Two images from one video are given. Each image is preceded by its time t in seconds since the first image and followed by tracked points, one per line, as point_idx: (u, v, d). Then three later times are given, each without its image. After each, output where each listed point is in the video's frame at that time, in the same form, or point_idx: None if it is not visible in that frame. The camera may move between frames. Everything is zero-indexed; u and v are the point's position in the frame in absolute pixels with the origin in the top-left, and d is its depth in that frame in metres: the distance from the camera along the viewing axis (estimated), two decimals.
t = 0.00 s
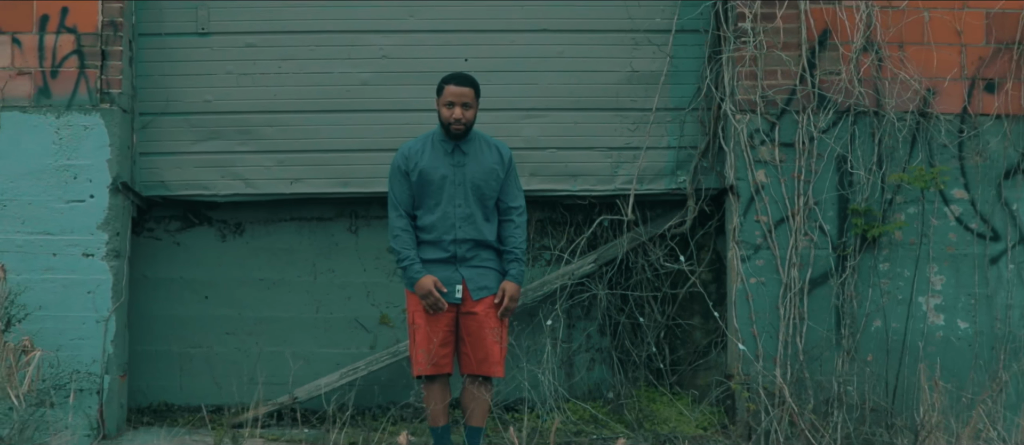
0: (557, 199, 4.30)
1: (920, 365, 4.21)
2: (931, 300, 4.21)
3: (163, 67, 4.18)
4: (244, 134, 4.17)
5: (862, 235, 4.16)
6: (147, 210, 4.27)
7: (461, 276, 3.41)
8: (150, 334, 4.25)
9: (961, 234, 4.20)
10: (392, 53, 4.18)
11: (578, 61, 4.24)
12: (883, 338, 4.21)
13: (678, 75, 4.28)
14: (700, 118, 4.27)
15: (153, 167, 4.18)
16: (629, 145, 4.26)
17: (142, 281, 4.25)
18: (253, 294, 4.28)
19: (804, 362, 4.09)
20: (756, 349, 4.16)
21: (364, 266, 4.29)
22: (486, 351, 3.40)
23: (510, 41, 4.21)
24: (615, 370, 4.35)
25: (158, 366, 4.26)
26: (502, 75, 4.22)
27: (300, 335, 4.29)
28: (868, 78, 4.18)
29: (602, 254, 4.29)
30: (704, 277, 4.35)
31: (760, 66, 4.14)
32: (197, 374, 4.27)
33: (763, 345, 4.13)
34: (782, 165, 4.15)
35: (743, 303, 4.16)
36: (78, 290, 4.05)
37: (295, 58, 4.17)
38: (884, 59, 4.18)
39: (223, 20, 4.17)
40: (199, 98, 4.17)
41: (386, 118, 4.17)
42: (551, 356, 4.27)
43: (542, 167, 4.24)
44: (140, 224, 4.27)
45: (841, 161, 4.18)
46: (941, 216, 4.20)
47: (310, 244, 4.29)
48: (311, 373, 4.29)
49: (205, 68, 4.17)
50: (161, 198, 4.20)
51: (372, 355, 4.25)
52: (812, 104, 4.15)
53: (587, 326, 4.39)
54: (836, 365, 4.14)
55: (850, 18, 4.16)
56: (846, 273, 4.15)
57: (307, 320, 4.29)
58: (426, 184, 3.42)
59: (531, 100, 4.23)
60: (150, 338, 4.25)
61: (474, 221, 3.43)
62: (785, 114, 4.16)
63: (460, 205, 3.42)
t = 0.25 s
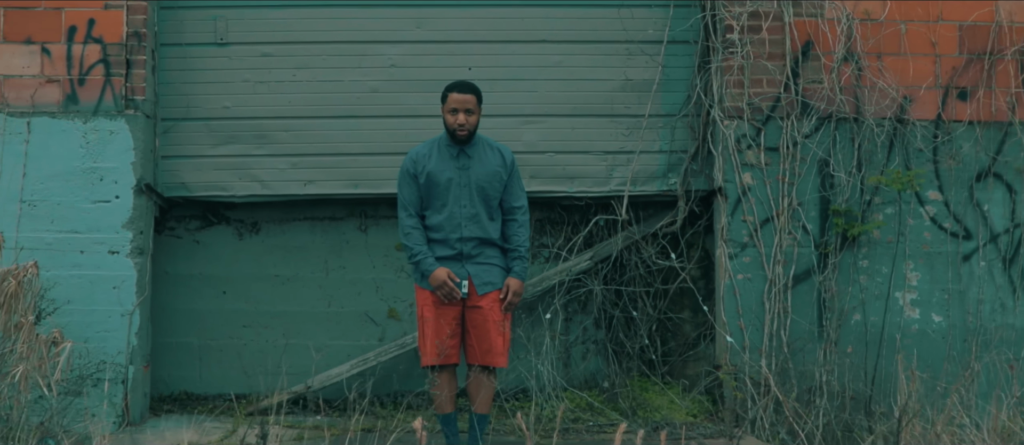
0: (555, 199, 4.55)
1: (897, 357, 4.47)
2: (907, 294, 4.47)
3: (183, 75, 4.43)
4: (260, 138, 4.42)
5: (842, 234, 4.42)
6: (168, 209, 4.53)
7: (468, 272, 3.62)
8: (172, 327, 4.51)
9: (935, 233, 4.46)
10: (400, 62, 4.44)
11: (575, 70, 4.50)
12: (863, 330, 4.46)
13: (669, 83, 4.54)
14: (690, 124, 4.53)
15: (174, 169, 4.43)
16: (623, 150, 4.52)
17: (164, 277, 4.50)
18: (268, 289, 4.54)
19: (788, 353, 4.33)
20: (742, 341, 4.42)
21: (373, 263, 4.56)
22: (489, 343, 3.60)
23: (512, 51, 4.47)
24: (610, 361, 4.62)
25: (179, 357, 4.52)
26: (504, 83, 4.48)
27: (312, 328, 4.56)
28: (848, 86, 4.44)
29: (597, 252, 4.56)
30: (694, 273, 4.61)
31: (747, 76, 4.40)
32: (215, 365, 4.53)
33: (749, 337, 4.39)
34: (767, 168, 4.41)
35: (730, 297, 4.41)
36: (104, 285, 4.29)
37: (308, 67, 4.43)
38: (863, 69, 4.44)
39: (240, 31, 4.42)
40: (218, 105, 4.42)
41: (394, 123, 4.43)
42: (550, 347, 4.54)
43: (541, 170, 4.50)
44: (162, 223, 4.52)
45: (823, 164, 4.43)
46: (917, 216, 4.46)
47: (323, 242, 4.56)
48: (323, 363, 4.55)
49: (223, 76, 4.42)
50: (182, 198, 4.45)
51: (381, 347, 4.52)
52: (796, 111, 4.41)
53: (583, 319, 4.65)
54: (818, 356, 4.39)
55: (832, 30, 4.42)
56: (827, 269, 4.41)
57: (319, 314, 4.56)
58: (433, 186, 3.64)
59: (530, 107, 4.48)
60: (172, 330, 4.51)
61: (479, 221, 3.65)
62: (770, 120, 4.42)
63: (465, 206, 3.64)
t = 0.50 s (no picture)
0: (553, 199, 4.81)
1: (875, 348, 4.73)
2: (885, 289, 4.73)
3: (202, 81, 4.68)
4: (275, 141, 4.69)
5: (824, 232, 4.67)
6: (186, 208, 4.78)
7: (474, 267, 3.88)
8: (190, 319, 4.77)
9: (911, 231, 4.72)
10: (407, 69, 4.72)
11: (572, 77, 4.76)
12: (843, 324, 4.72)
13: (661, 89, 4.81)
14: (680, 128, 4.80)
15: (193, 170, 4.68)
16: (617, 152, 4.78)
17: (183, 271, 4.76)
18: (282, 283, 4.80)
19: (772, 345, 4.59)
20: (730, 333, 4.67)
21: (381, 259, 4.83)
22: (494, 335, 3.87)
23: (512, 59, 4.74)
24: (604, 352, 4.89)
25: (196, 348, 4.77)
26: (505, 89, 4.74)
27: (323, 320, 4.82)
28: (830, 93, 4.70)
29: (592, 248, 4.82)
30: (683, 269, 4.89)
31: (734, 82, 4.66)
32: (231, 355, 4.79)
33: (737, 329, 4.64)
34: (754, 170, 4.67)
35: (718, 292, 4.67)
36: (127, 279, 4.54)
37: (321, 73, 4.70)
38: (844, 76, 4.70)
39: (256, 40, 4.69)
40: (234, 109, 4.69)
41: (401, 127, 4.72)
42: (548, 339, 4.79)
43: (539, 171, 4.76)
44: (180, 221, 4.77)
45: (806, 167, 4.69)
46: (894, 216, 4.72)
47: (333, 239, 4.83)
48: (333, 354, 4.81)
49: (240, 82, 4.69)
50: (200, 197, 4.71)
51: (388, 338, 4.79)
52: (781, 116, 4.67)
53: (579, 312, 4.91)
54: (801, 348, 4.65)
55: (814, 39, 4.69)
56: (810, 266, 4.67)
57: (330, 306, 4.82)
58: (440, 186, 3.90)
59: (530, 111, 4.75)
60: (190, 322, 4.77)
61: (484, 219, 3.90)
62: (756, 125, 4.68)
63: (471, 205, 3.90)
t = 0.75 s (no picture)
0: (550, 197, 5.08)
1: (854, 339, 5.01)
2: (863, 283, 5.01)
3: (218, 86, 4.96)
4: (288, 142, 4.97)
5: (805, 229, 4.95)
6: (202, 205, 5.04)
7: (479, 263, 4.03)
8: (206, 311, 5.03)
9: (888, 228, 5.00)
10: (412, 74, 5.01)
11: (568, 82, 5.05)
12: (824, 315, 4.99)
13: (652, 94, 5.09)
14: (670, 131, 5.08)
15: (210, 170, 4.95)
16: (610, 154, 5.07)
17: (199, 266, 5.02)
18: (293, 277, 5.07)
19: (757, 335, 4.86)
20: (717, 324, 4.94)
21: (387, 254, 5.12)
22: (498, 326, 4.02)
23: (511, 65, 5.02)
24: (598, 342, 5.19)
25: (212, 338, 5.04)
26: (504, 94, 5.03)
27: (332, 312, 5.09)
28: (812, 98, 4.97)
29: (587, 244, 5.10)
30: (672, 263, 5.18)
31: (722, 88, 4.94)
32: (245, 345, 5.05)
33: (723, 321, 4.91)
34: (739, 170, 4.95)
35: (706, 286, 4.93)
36: (147, 273, 4.80)
37: (331, 79, 4.99)
38: (825, 82, 4.97)
39: (269, 46, 4.96)
40: (249, 112, 4.96)
41: (407, 129, 5.01)
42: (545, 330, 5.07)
43: (537, 171, 5.03)
44: (197, 218, 5.03)
45: (789, 167, 4.97)
46: (872, 214, 5.00)
47: (342, 235, 5.10)
48: (342, 344, 5.08)
49: (254, 87, 4.96)
50: (216, 195, 4.97)
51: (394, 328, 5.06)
52: (765, 120, 4.94)
53: (575, 305, 5.20)
54: (784, 339, 4.92)
55: (798, 47, 4.96)
56: (792, 261, 4.95)
57: (338, 299, 5.09)
58: (447, 186, 4.06)
59: (528, 115, 5.03)
60: (206, 314, 5.03)
61: (489, 217, 4.06)
62: (742, 128, 4.95)
63: (477, 203, 4.06)
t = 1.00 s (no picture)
0: (548, 196, 5.38)
1: (834, 330, 5.31)
2: (842, 277, 5.31)
3: (234, 90, 5.23)
4: (300, 143, 5.25)
5: (789, 227, 5.25)
6: (218, 203, 5.32)
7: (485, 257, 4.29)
8: (221, 303, 5.30)
9: (866, 226, 5.31)
10: (418, 80, 5.31)
11: (565, 88, 5.36)
12: (807, 308, 5.29)
13: (643, 99, 5.41)
14: (660, 134, 5.40)
15: (226, 169, 5.23)
16: (605, 155, 5.37)
17: (215, 260, 5.30)
18: (304, 271, 5.35)
19: (743, 326, 5.15)
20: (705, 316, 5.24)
21: (393, 249, 5.40)
22: (504, 317, 4.29)
23: (511, 71, 5.33)
24: (592, 333, 5.49)
25: (227, 329, 5.32)
26: (505, 98, 5.33)
27: (341, 304, 5.37)
28: (796, 103, 5.27)
29: (582, 241, 5.41)
30: (663, 258, 5.49)
31: (710, 93, 5.24)
32: (259, 335, 5.33)
33: (711, 312, 5.21)
34: (727, 171, 5.24)
35: (695, 280, 5.23)
36: (167, 267, 5.08)
37: (341, 83, 5.28)
38: (807, 88, 5.28)
39: (283, 53, 5.24)
40: (263, 115, 5.24)
41: (413, 132, 5.30)
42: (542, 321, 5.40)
43: (536, 171, 5.33)
44: (213, 215, 5.31)
45: (774, 168, 5.27)
46: (852, 212, 5.30)
47: (351, 232, 5.39)
48: (351, 334, 5.37)
49: (268, 91, 5.24)
50: (232, 194, 5.25)
51: (400, 320, 5.35)
52: (751, 124, 5.24)
53: (570, 297, 5.50)
54: (769, 330, 5.21)
55: (782, 55, 5.26)
56: (777, 257, 5.24)
57: (347, 292, 5.38)
58: (455, 185, 4.32)
59: (527, 118, 5.33)
60: (221, 306, 5.30)
61: (494, 214, 4.33)
62: (729, 131, 5.25)
63: (483, 202, 4.32)
